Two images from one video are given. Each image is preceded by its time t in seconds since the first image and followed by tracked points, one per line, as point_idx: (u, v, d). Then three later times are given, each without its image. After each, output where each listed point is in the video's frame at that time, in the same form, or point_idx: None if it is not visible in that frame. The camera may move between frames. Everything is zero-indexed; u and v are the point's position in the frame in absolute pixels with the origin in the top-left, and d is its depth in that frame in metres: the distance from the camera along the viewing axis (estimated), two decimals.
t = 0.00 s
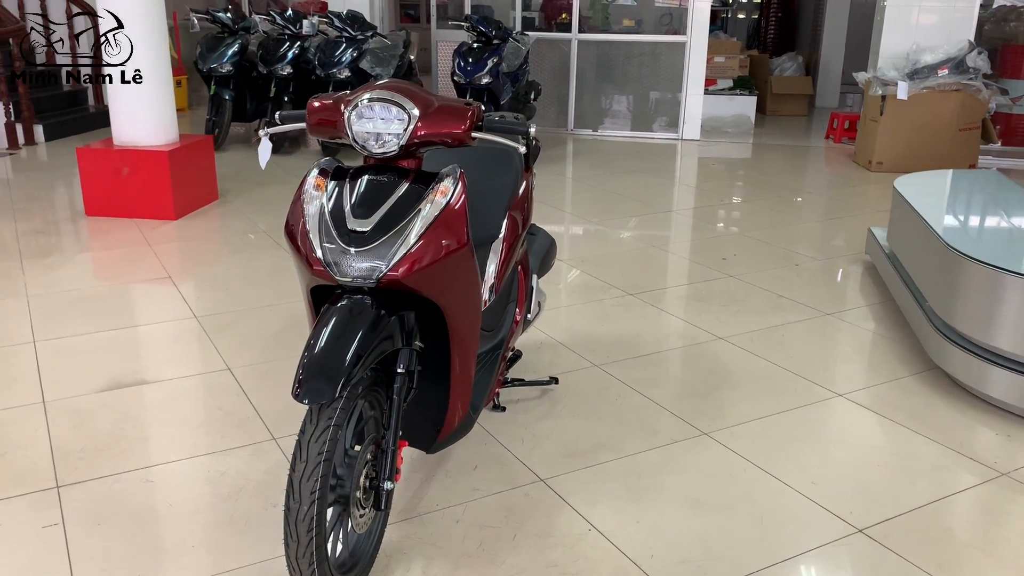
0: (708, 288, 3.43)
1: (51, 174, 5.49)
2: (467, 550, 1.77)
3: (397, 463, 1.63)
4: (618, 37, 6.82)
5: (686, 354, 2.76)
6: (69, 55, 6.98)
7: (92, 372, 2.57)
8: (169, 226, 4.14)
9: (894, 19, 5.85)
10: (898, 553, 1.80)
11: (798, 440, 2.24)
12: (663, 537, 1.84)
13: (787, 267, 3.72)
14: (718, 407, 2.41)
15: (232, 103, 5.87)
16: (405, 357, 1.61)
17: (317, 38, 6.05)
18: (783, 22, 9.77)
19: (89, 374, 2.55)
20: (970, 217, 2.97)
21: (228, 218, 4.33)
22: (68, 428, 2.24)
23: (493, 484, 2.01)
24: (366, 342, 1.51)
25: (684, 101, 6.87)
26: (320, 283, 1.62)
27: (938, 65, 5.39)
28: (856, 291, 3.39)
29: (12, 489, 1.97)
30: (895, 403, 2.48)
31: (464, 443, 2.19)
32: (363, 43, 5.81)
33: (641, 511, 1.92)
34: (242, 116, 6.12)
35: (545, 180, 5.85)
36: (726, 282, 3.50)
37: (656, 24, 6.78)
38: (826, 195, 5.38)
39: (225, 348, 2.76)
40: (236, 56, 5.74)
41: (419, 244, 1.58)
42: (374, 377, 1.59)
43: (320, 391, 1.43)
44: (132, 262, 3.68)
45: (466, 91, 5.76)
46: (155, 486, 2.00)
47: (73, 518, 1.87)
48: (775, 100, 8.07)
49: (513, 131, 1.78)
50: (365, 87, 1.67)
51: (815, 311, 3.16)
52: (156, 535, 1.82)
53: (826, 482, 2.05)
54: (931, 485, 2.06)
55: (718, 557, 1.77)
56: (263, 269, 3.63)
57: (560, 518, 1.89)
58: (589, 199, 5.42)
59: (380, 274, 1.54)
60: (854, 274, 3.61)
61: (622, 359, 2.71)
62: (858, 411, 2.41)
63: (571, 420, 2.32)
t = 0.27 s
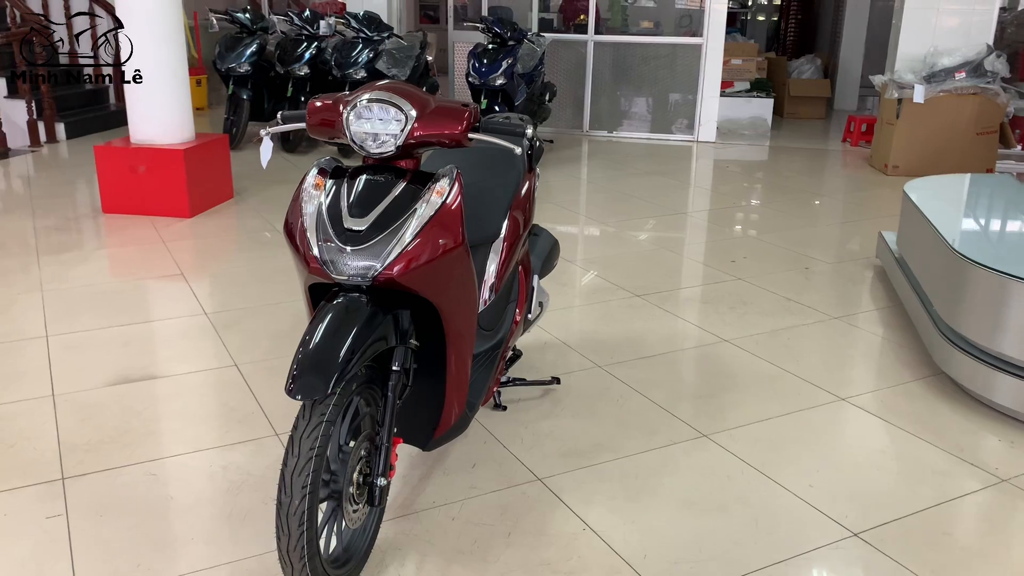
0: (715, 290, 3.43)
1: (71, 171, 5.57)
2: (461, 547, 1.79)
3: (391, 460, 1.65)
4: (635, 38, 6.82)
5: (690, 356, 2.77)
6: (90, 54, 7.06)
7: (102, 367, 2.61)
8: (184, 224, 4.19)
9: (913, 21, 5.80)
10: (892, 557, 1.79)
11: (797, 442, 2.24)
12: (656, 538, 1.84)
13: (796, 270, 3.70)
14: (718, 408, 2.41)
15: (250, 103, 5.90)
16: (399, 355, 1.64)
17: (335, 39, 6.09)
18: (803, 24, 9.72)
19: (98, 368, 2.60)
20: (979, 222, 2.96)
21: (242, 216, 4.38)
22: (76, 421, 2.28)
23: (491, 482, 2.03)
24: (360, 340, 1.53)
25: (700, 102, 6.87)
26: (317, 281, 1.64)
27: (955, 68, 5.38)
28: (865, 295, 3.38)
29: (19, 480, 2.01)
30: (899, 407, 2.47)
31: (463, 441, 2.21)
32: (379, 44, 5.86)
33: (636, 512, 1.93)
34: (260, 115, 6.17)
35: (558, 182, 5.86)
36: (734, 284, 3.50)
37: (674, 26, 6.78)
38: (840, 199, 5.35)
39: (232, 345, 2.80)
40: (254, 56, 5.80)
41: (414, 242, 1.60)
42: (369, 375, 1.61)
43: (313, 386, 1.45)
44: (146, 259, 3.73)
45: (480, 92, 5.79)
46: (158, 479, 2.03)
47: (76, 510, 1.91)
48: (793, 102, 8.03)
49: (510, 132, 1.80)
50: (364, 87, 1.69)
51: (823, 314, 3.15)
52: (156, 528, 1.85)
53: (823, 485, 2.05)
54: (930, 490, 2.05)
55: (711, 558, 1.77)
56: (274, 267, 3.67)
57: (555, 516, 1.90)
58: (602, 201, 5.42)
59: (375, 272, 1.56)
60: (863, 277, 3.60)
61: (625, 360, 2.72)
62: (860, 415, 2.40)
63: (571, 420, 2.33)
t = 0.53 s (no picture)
0: (724, 292, 3.42)
1: (89, 169, 5.63)
2: (457, 545, 1.80)
3: (386, 457, 1.66)
4: (652, 40, 6.80)
5: (695, 358, 2.76)
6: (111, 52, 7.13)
7: (111, 362, 2.64)
8: (197, 221, 4.23)
9: (932, 23, 5.75)
10: (890, 562, 1.78)
11: (799, 445, 2.23)
12: (653, 539, 1.84)
13: (807, 273, 3.68)
14: (721, 411, 2.41)
15: (266, 102, 5.92)
16: (396, 352, 1.65)
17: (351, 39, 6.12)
18: (823, 26, 9.66)
19: (107, 363, 2.63)
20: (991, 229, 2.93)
21: (256, 214, 4.42)
22: (82, 414, 2.30)
23: (490, 481, 2.04)
24: (355, 337, 1.54)
25: (716, 104, 6.85)
26: (315, 278, 1.65)
27: (974, 72, 5.36)
28: (876, 299, 3.35)
29: (25, 472, 2.04)
30: (904, 412, 2.45)
31: (464, 440, 2.21)
32: (395, 44, 5.89)
33: (633, 512, 1.93)
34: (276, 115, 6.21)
35: (573, 183, 5.86)
36: (743, 287, 3.48)
37: (694, 27, 6.75)
38: (856, 202, 5.32)
39: (240, 341, 2.82)
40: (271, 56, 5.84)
41: (411, 241, 1.61)
42: (365, 372, 1.63)
43: (307, 382, 1.46)
44: (159, 256, 3.76)
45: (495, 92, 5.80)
46: (160, 473, 2.05)
47: (79, 502, 1.93)
48: (811, 104, 7.99)
49: (509, 132, 1.81)
50: (364, 87, 1.70)
51: (831, 317, 3.13)
52: (157, 521, 1.87)
53: (823, 489, 2.04)
54: (931, 495, 2.03)
55: (707, 560, 1.77)
56: (285, 265, 3.69)
57: (552, 516, 1.91)
58: (615, 202, 5.42)
59: (371, 271, 1.57)
60: (875, 281, 3.57)
61: (629, 361, 2.72)
62: (864, 419, 2.39)
63: (572, 420, 2.33)
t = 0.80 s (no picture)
0: (732, 292, 3.40)
1: (106, 166, 5.68)
2: (455, 542, 1.80)
3: (384, 453, 1.66)
4: (669, 38, 6.78)
5: (702, 358, 2.75)
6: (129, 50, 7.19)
7: (119, 356, 2.66)
8: (210, 219, 4.25)
9: (950, 22, 5.69)
10: (890, 565, 1.76)
11: (803, 447, 2.22)
12: (652, 538, 1.84)
13: (817, 273, 3.66)
14: (725, 411, 2.39)
15: (281, 100, 5.97)
16: (394, 349, 1.65)
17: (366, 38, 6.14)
18: (842, 26, 9.59)
19: (116, 358, 2.65)
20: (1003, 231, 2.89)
21: (268, 211, 4.44)
22: (89, 408, 2.33)
23: (490, 478, 2.04)
24: (352, 332, 1.54)
25: (732, 104, 6.81)
26: (315, 275, 1.66)
27: (993, 72, 5.27)
28: (887, 300, 3.32)
29: (31, 464, 2.06)
30: (911, 414, 2.43)
31: (466, 438, 2.21)
32: (409, 43, 5.91)
33: (632, 512, 1.92)
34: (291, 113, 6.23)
35: (586, 182, 5.85)
36: (753, 287, 3.46)
37: (711, 26, 6.71)
38: (870, 203, 5.27)
39: (248, 337, 2.84)
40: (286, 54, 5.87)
41: (410, 237, 1.61)
42: (363, 368, 1.63)
43: (303, 377, 1.47)
44: (171, 253, 3.79)
45: (508, 91, 5.80)
46: (163, 467, 2.06)
47: (83, 495, 1.95)
48: (828, 104, 7.93)
49: (509, 130, 1.80)
50: (365, 84, 1.70)
51: (840, 318, 3.10)
52: (157, 515, 1.89)
53: (826, 491, 2.02)
54: (935, 498, 2.01)
55: (705, 560, 1.76)
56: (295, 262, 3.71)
57: (552, 514, 1.90)
58: (628, 201, 5.40)
59: (369, 267, 1.58)
60: (887, 282, 3.54)
61: (635, 361, 2.71)
62: (870, 421, 2.37)
63: (576, 420, 2.33)
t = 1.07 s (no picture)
0: (745, 292, 3.37)
1: (123, 164, 5.71)
2: (458, 543, 1.79)
3: (386, 452, 1.65)
4: (686, 36, 6.73)
5: (713, 358, 2.72)
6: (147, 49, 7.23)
7: (129, 354, 2.67)
8: (223, 217, 4.27)
9: (970, 19, 5.62)
10: (900, 570, 1.73)
11: (813, 449, 2.19)
12: (657, 541, 1.82)
13: (832, 273, 3.62)
14: (735, 412, 2.37)
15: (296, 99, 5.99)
16: (396, 348, 1.64)
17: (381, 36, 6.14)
18: (862, 24, 9.49)
19: (126, 355, 2.66)
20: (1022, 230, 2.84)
21: (281, 209, 4.45)
22: (98, 405, 2.33)
23: (496, 478, 2.02)
24: (353, 331, 1.53)
25: (748, 103, 6.75)
26: (317, 273, 1.65)
27: (1014, 68, 5.17)
28: (902, 300, 3.28)
29: (38, 461, 2.07)
30: (924, 415, 2.39)
31: (472, 437, 2.20)
32: (423, 41, 5.90)
33: (638, 514, 1.90)
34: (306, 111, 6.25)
35: (601, 180, 5.82)
36: (766, 287, 3.43)
37: (729, 24, 6.65)
38: (888, 202, 5.22)
39: (257, 335, 2.84)
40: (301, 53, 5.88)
41: (413, 235, 1.60)
42: (365, 367, 1.62)
43: (303, 375, 1.46)
44: (184, 250, 3.81)
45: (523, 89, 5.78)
46: (169, 465, 2.07)
47: (88, 493, 1.95)
48: (846, 102, 7.85)
49: (513, 127, 1.79)
50: (368, 81, 1.69)
51: (854, 318, 3.06)
52: (161, 513, 1.89)
53: (835, 494, 1.99)
54: (948, 502, 1.98)
55: (710, 563, 1.74)
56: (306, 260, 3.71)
57: (556, 515, 1.89)
58: (642, 200, 5.38)
59: (371, 265, 1.56)
60: (903, 282, 3.50)
61: (645, 361, 2.68)
62: (882, 422, 2.33)
63: (583, 420, 2.31)
